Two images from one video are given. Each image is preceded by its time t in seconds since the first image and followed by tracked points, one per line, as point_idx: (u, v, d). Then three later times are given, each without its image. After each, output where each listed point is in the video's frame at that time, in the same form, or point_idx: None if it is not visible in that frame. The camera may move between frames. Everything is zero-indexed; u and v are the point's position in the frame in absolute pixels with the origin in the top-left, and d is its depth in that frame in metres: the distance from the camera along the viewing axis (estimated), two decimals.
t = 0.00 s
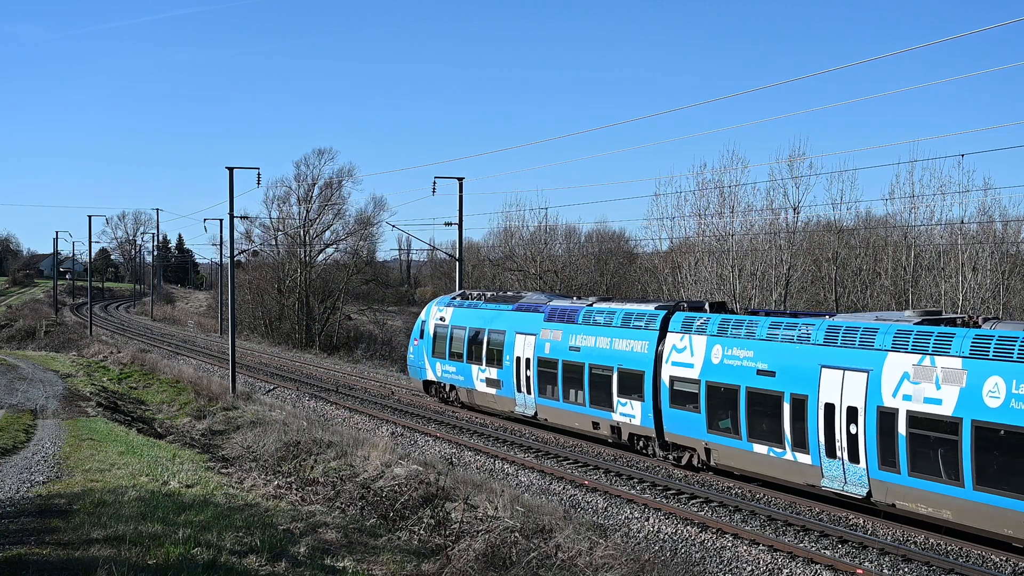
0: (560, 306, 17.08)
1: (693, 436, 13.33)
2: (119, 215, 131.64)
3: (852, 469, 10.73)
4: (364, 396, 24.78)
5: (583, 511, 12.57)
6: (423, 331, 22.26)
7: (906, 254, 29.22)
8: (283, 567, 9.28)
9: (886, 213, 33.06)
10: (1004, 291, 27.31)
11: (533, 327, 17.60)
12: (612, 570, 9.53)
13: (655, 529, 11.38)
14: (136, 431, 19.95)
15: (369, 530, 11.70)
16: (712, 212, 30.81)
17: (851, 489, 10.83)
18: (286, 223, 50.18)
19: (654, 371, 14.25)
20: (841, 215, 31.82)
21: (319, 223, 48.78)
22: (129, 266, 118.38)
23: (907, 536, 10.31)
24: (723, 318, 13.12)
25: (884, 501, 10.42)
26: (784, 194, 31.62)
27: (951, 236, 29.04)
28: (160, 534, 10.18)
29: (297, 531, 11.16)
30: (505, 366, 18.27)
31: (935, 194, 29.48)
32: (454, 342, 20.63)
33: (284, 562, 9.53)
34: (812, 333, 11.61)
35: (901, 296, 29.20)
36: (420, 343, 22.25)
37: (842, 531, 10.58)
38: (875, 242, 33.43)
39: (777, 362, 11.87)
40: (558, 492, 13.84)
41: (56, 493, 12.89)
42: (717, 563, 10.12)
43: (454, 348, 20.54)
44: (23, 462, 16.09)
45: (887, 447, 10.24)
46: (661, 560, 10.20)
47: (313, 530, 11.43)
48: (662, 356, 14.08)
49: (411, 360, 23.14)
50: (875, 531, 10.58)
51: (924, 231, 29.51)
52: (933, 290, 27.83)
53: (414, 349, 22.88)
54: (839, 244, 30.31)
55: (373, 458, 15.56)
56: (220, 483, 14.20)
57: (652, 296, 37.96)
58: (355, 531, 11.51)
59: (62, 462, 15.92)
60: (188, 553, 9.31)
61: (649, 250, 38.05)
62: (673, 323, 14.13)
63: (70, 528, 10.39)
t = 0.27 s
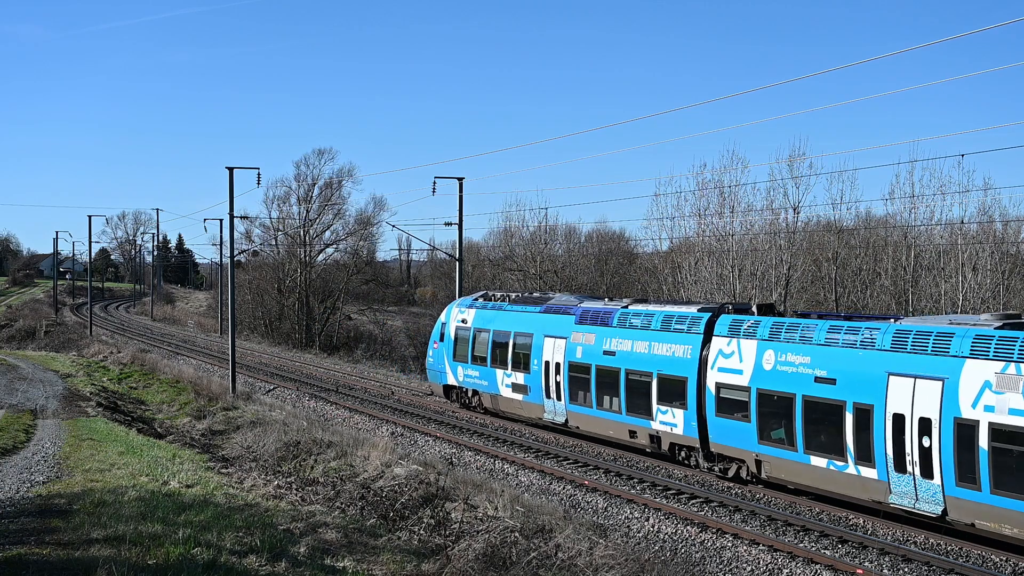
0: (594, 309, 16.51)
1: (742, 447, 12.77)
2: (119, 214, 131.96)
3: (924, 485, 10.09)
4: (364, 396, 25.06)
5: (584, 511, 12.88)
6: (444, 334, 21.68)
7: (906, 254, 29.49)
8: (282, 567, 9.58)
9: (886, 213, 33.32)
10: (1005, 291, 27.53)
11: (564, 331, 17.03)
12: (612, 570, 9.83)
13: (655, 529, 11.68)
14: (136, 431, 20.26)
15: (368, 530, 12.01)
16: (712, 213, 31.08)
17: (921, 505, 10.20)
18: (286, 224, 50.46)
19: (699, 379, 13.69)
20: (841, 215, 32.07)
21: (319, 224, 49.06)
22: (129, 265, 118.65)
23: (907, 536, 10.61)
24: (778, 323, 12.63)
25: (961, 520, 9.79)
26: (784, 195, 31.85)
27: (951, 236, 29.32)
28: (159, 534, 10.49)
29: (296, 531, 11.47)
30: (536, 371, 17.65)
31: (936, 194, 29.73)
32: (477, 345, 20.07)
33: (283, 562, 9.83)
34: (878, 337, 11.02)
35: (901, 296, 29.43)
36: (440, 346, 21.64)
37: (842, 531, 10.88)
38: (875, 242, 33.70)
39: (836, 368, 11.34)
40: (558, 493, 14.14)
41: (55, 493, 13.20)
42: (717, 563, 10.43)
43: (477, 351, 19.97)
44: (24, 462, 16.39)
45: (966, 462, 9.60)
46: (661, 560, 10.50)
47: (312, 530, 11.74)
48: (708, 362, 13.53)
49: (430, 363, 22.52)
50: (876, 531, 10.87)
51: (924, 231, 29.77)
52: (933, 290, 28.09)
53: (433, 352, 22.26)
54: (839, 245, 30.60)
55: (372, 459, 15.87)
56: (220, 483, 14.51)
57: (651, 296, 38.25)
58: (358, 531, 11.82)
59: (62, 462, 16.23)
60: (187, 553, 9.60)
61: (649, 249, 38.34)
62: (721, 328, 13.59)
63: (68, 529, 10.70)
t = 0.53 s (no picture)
0: (631, 311, 15.29)
1: (797, 459, 11.63)
2: (119, 215, 131.68)
3: (1008, 503, 8.95)
4: (364, 396, 24.87)
5: (583, 511, 12.67)
6: (464, 337, 20.54)
7: (906, 254, 29.27)
8: (283, 567, 9.38)
9: (886, 213, 33.10)
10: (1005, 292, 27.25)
11: (596, 333, 15.84)
12: (612, 570, 9.62)
13: (655, 529, 11.49)
14: (136, 431, 20.06)
15: (369, 530, 11.81)
16: (712, 213, 30.89)
17: (1007, 527, 9.03)
18: (286, 224, 50.29)
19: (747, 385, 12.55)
20: (841, 215, 31.86)
21: (319, 223, 48.86)
22: (129, 266, 118.38)
23: (907, 536, 10.41)
24: (836, 326, 11.50)
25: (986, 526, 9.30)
26: (784, 194, 31.64)
27: (951, 236, 29.09)
28: (160, 534, 10.28)
29: (296, 531, 11.27)
30: (565, 376, 16.47)
31: (936, 194, 29.54)
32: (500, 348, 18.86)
33: (284, 562, 9.63)
34: (913, 340, 10.36)
35: (900, 296, 29.08)
36: (462, 349, 20.42)
37: (842, 531, 10.69)
38: (875, 242, 33.48)
39: (905, 376, 10.20)
40: (558, 493, 13.94)
41: (55, 493, 13.00)
42: (718, 563, 10.22)
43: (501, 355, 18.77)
44: (23, 462, 16.19)
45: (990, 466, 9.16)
46: (661, 560, 10.30)
47: (312, 530, 11.54)
48: (758, 368, 12.38)
49: (449, 367, 21.29)
50: (875, 531, 10.67)
51: (924, 231, 29.55)
52: (934, 290, 27.86)
53: (452, 355, 21.05)
54: (839, 244, 30.39)
55: (373, 458, 15.66)
56: (220, 483, 14.31)
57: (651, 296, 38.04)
58: (355, 531, 11.63)
59: (63, 462, 16.02)
60: (187, 553, 9.40)
61: (649, 249, 38.13)
62: (772, 332, 12.42)
63: (69, 528, 10.50)
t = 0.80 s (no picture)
0: (672, 314, 14.42)
1: (860, 473, 10.79)
2: (118, 215, 131.57)
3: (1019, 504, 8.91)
4: (364, 397, 24.90)
5: (583, 511, 12.69)
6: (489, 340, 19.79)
7: (906, 254, 29.27)
8: (283, 567, 9.39)
9: (886, 213, 33.09)
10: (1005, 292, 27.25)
11: (633, 337, 14.99)
12: (612, 570, 9.63)
13: (655, 529, 11.51)
14: (136, 431, 20.08)
15: (369, 530, 11.82)
16: (712, 213, 30.90)
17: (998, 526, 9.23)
18: (286, 223, 50.31)
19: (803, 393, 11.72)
20: (841, 215, 31.84)
21: (319, 223, 48.88)
22: (129, 266, 118.34)
23: (907, 536, 10.42)
24: (904, 330, 10.62)
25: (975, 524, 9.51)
26: (784, 194, 31.64)
27: (951, 236, 29.08)
28: (160, 534, 10.31)
29: (296, 531, 11.29)
30: (597, 382, 15.69)
31: (936, 194, 29.52)
32: (529, 351, 18.02)
33: (284, 561, 9.65)
34: (917, 340, 10.36)
35: (900, 296, 29.05)
36: (487, 352, 19.60)
37: (842, 531, 10.70)
38: (875, 242, 33.48)
39: (985, 385, 9.36)
40: (558, 493, 13.96)
41: (55, 493, 13.01)
42: (717, 563, 10.24)
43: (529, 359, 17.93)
44: (24, 462, 16.21)
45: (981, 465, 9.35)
46: (661, 560, 10.31)
47: (312, 530, 11.55)
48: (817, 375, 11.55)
49: (472, 372, 20.49)
50: (875, 531, 10.68)
51: (924, 231, 29.55)
52: (934, 290, 27.88)
53: (477, 359, 20.23)
54: (839, 244, 30.38)
55: (373, 458, 15.69)
56: (220, 483, 14.33)
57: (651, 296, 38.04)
58: (354, 531, 11.66)
59: (63, 462, 16.04)
60: (188, 553, 9.42)
61: (649, 249, 38.14)
62: (831, 337, 11.63)
63: (69, 528, 10.51)
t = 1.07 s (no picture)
0: (718, 317, 13.36)
1: (933, 490, 9.84)
2: (119, 215, 131.37)
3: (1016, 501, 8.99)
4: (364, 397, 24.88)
5: (583, 511, 12.67)
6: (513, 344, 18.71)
7: (907, 254, 29.23)
8: (283, 567, 9.38)
9: (886, 213, 33.05)
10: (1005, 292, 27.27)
11: (674, 341, 13.96)
12: (612, 570, 9.61)
13: (655, 529, 11.49)
14: (136, 431, 20.06)
15: (369, 530, 11.81)
16: (712, 213, 30.88)
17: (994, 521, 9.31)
18: (286, 223, 50.32)
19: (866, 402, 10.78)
20: (841, 215, 31.81)
21: (319, 224, 48.88)
22: (129, 266, 118.30)
23: (907, 536, 10.38)
24: (985, 336, 9.69)
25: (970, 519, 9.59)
26: (785, 194, 31.62)
27: (952, 236, 29.05)
28: (159, 534, 10.29)
29: (296, 531, 11.27)
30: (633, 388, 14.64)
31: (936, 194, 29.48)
32: (557, 355, 16.93)
33: (284, 562, 9.63)
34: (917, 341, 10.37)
35: (901, 296, 29.02)
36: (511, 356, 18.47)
37: (842, 531, 10.68)
38: (875, 242, 33.44)
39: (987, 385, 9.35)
40: (558, 493, 13.94)
41: (55, 493, 13.00)
42: (717, 563, 10.22)
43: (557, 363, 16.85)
44: (24, 462, 16.19)
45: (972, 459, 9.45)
46: (661, 560, 10.29)
47: (312, 530, 11.54)
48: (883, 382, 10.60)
49: (494, 377, 19.37)
50: (875, 530, 10.64)
51: (925, 231, 29.52)
52: (934, 290, 27.87)
53: (500, 364, 19.10)
54: (839, 244, 30.34)
55: (372, 458, 15.66)
56: (220, 483, 14.31)
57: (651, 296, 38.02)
58: (354, 531, 11.64)
59: (62, 462, 16.03)
60: (187, 553, 9.40)
61: (649, 249, 38.13)
62: (899, 341, 10.68)
63: (68, 528, 10.50)
